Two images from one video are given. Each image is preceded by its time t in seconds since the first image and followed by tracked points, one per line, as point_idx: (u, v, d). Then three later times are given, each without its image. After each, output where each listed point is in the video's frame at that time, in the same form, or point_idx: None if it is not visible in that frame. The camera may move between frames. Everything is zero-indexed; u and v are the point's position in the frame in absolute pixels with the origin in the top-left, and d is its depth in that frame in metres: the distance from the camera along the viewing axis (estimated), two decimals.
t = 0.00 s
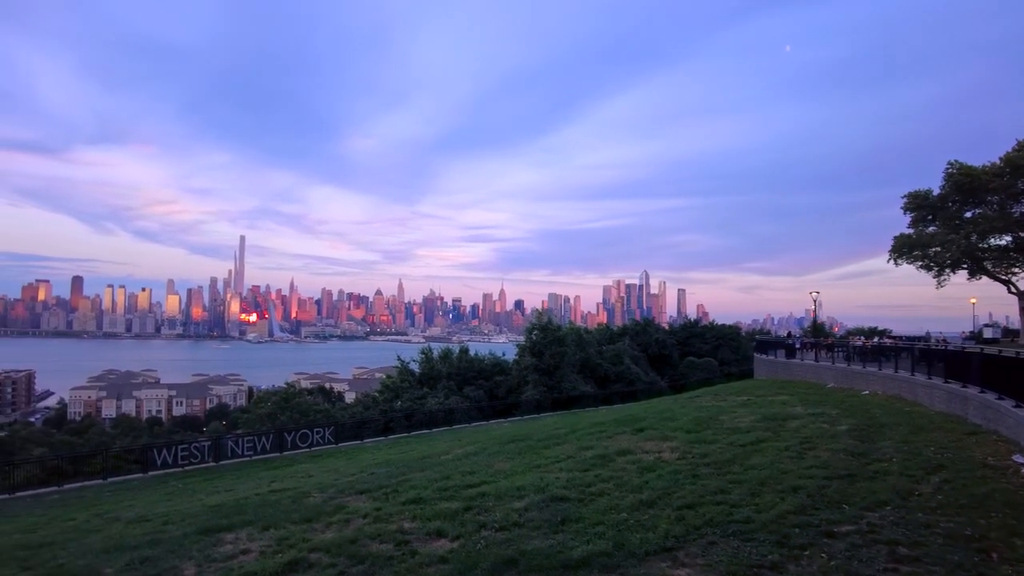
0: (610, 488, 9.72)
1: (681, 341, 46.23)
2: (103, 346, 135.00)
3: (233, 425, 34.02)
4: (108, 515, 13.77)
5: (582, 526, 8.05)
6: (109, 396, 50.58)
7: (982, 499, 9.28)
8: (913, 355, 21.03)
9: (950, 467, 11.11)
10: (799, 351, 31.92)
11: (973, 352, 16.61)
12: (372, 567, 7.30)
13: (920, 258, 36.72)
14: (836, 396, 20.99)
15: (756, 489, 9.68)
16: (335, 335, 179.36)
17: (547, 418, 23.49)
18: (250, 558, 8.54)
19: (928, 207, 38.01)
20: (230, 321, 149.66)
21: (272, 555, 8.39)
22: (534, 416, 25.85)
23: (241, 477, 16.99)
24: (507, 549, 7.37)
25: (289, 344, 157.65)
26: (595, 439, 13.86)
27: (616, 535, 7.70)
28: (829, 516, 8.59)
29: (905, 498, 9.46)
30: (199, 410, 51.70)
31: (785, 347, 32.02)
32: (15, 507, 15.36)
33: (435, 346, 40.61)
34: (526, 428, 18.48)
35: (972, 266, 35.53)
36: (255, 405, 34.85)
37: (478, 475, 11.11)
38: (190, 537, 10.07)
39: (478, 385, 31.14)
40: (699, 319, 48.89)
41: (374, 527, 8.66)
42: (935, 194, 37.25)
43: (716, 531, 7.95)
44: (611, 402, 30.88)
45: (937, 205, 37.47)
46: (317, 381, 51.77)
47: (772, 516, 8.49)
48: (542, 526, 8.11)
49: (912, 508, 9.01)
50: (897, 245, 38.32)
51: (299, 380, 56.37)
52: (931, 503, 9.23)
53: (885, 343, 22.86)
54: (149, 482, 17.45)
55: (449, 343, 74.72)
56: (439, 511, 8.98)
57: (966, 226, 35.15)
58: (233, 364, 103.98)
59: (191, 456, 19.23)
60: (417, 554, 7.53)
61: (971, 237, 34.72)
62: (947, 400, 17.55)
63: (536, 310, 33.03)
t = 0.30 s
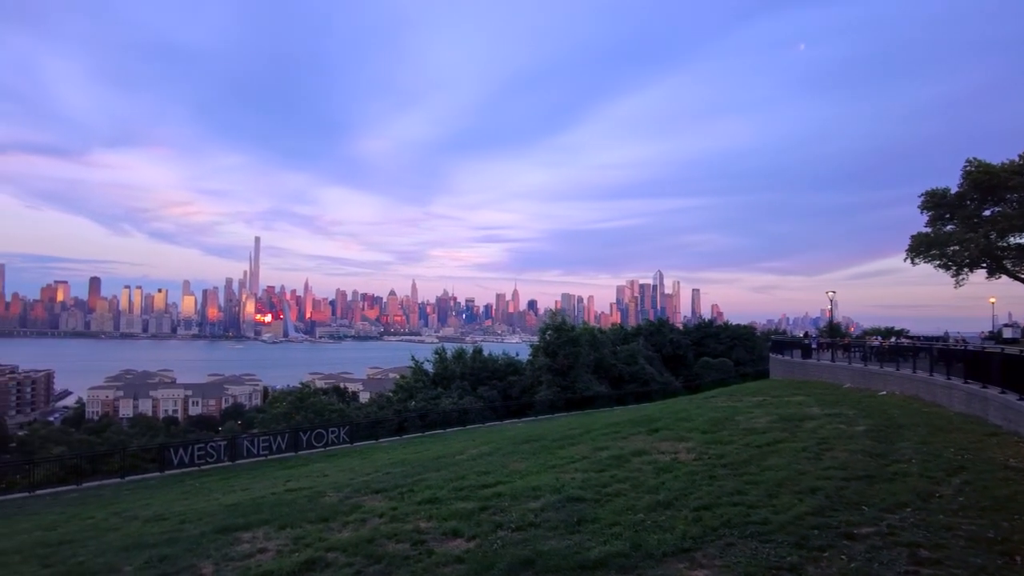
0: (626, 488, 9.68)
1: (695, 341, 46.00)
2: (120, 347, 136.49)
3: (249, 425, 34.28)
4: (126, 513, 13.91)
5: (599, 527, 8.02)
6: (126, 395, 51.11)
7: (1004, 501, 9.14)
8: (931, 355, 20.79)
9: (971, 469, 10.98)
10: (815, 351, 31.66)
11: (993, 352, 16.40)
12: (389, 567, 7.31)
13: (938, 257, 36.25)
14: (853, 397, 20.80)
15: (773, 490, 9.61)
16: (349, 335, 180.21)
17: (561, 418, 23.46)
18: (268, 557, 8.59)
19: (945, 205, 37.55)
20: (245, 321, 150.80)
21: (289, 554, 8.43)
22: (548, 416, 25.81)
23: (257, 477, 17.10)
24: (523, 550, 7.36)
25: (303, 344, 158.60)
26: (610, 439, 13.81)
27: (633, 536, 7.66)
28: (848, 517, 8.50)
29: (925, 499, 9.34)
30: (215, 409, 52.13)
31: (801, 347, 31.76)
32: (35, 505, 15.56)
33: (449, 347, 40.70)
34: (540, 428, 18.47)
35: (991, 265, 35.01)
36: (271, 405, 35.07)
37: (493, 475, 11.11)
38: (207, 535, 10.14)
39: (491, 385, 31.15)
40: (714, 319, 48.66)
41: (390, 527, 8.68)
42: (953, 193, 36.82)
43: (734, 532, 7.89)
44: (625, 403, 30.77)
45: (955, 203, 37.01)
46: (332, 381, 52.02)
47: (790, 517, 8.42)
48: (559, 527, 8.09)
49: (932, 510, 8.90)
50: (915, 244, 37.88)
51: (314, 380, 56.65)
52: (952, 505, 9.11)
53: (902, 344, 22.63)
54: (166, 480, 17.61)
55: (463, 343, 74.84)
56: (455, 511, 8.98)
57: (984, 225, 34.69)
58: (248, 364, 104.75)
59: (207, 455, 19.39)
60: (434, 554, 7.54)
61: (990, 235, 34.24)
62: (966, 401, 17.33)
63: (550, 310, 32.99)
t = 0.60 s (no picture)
0: (645, 489, 9.64)
1: (714, 341, 45.69)
2: (141, 347, 138.32)
3: (268, 424, 34.58)
4: (148, 511, 14.09)
5: (618, 528, 8.00)
6: (148, 395, 51.79)
7: None
8: (954, 355, 20.46)
9: (997, 472, 10.78)
10: (835, 351, 31.30)
11: (1019, 352, 16.10)
12: (408, 567, 7.33)
13: (961, 255, 35.64)
14: (875, 398, 20.53)
15: (795, 491, 9.52)
16: (367, 336, 181.22)
17: (578, 418, 23.43)
18: (288, 556, 8.66)
19: (969, 203, 36.94)
20: (265, 321, 152.27)
21: (309, 553, 8.49)
22: (566, 416, 25.78)
23: (276, 476, 17.26)
24: (543, 550, 7.36)
25: (321, 344, 159.69)
26: (629, 440, 13.76)
27: (654, 538, 7.62)
28: (871, 520, 8.39)
29: (950, 502, 9.19)
30: (234, 409, 52.62)
31: (821, 347, 31.42)
32: (59, 502, 15.80)
33: (466, 347, 40.79)
34: (558, 428, 18.44)
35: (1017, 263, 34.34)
36: (290, 404, 35.36)
37: (512, 475, 11.11)
38: (228, 534, 10.25)
39: (509, 385, 31.16)
40: (733, 319, 48.29)
41: (409, 527, 8.71)
42: (977, 190, 36.23)
43: (755, 534, 7.83)
44: (643, 403, 30.63)
45: (979, 201, 36.41)
46: (350, 381, 52.28)
47: (812, 519, 8.33)
48: (578, 527, 8.07)
49: (957, 513, 8.76)
50: (937, 242, 37.30)
51: (332, 380, 57.03)
52: (978, 508, 8.96)
53: (925, 343, 22.30)
54: (188, 479, 17.82)
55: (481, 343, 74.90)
56: (474, 511, 9.00)
57: (1010, 222, 34.06)
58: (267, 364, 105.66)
59: (227, 454, 19.59)
60: (453, 554, 7.55)
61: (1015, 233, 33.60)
62: (991, 402, 17.03)
63: (567, 310, 32.93)
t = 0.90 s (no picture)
0: (667, 491, 9.59)
1: (736, 341, 45.31)
2: (166, 347, 140.36)
3: (291, 423, 34.90)
4: (173, 509, 14.30)
5: (640, 529, 7.97)
6: (172, 395, 52.59)
7: None
8: (982, 356, 20.11)
9: None
10: (859, 352, 30.88)
11: None
12: (430, 567, 7.36)
13: (989, 253, 34.97)
14: (901, 398, 20.23)
15: (819, 493, 9.40)
16: (387, 336, 182.24)
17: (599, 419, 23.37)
18: (311, 554, 8.74)
19: (997, 200, 36.25)
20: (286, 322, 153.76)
21: (331, 552, 8.56)
22: (586, 417, 25.72)
23: (299, 475, 17.43)
24: (565, 551, 7.35)
25: (342, 344, 160.88)
26: (650, 441, 13.69)
27: (676, 539, 7.58)
28: (897, 523, 8.27)
29: (979, 506, 9.03)
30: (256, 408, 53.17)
31: (845, 347, 31.03)
32: (87, 500, 16.09)
33: (486, 347, 40.86)
34: (579, 428, 18.41)
35: None
36: (311, 404, 35.68)
37: (533, 476, 11.10)
38: (252, 532, 10.36)
39: (529, 385, 31.17)
40: (755, 319, 47.86)
41: (430, 526, 8.74)
42: (1005, 187, 35.55)
43: (779, 536, 7.75)
44: (664, 404, 30.46)
45: (1007, 198, 35.72)
46: (369, 381, 52.51)
47: (836, 522, 8.23)
48: (600, 528, 8.06)
49: (987, 516, 8.60)
50: (964, 240, 36.65)
51: (353, 380, 57.43)
52: (1008, 512, 8.79)
53: (952, 343, 21.93)
54: (212, 477, 18.05)
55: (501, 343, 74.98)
56: (495, 511, 9.01)
57: None
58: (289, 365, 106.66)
59: (250, 453, 19.80)
60: (475, 554, 7.57)
61: None
62: (1020, 403, 16.70)
63: (586, 310, 32.85)
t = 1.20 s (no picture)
0: (691, 492, 9.53)
1: (759, 342, 44.87)
2: (190, 347, 142.36)
3: (314, 423, 35.23)
4: (198, 507, 14.51)
5: (663, 531, 7.93)
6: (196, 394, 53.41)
7: None
8: (1012, 356, 19.71)
9: None
10: (885, 352, 30.42)
11: None
12: (453, 566, 7.38)
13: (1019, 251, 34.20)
14: (929, 399, 19.89)
15: (844, 495, 9.29)
16: (408, 336, 183.13)
17: (620, 420, 23.30)
18: (335, 553, 8.82)
19: None
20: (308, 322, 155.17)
21: (354, 551, 8.63)
22: (607, 417, 25.63)
23: (322, 473, 17.59)
24: (587, 552, 7.34)
25: (364, 344, 162.00)
26: (672, 442, 13.62)
27: (699, 541, 7.53)
28: (925, 527, 8.13)
29: (1011, 510, 8.85)
30: (280, 408, 53.67)
31: (870, 347, 30.58)
32: (115, 497, 16.37)
33: (507, 347, 40.89)
34: (600, 429, 18.38)
35: None
36: (333, 403, 35.99)
37: (554, 476, 11.10)
38: (276, 531, 10.48)
39: (550, 385, 31.13)
40: (779, 319, 47.35)
41: (453, 526, 8.78)
42: None
43: (804, 538, 7.67)
44: (686, 405, 30.26)
45: None
46: (391, 381, 52.74)
47: (862, 525, 8.13)
48: (623, 530, 8.04)
49: (1018, 520, 8.42)
50: (993, 238, 35.89)
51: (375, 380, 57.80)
52: None
53: (980, 344, 21.52)
54: (236, 476, 18.28)
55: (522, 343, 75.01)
56: (517, 511, 9.02)
57: None
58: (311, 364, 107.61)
59: (274, 452, 20.01)
60: (497, 554, 7.59)
61: None
62: None
63: (607, 310, 32.75)
